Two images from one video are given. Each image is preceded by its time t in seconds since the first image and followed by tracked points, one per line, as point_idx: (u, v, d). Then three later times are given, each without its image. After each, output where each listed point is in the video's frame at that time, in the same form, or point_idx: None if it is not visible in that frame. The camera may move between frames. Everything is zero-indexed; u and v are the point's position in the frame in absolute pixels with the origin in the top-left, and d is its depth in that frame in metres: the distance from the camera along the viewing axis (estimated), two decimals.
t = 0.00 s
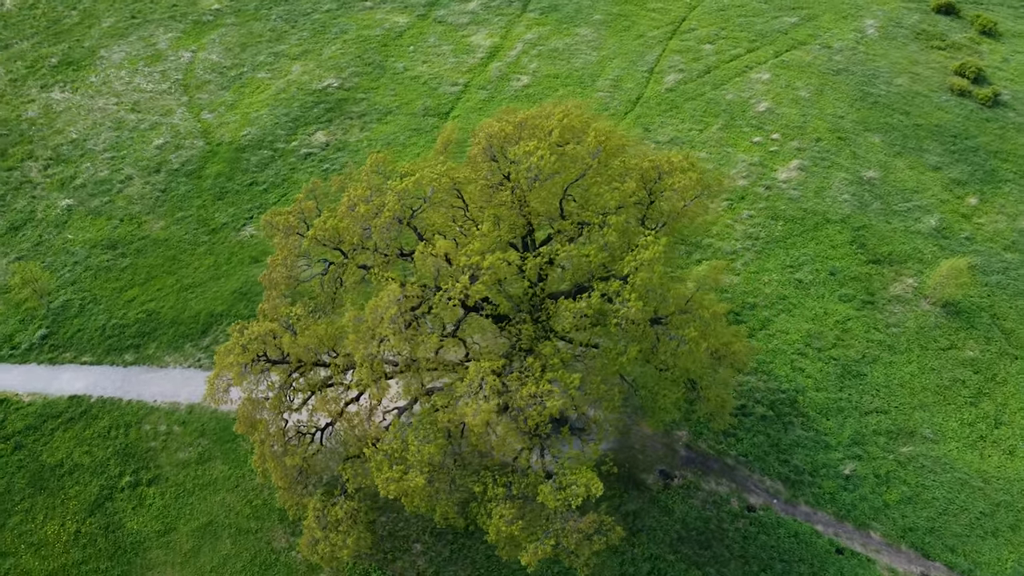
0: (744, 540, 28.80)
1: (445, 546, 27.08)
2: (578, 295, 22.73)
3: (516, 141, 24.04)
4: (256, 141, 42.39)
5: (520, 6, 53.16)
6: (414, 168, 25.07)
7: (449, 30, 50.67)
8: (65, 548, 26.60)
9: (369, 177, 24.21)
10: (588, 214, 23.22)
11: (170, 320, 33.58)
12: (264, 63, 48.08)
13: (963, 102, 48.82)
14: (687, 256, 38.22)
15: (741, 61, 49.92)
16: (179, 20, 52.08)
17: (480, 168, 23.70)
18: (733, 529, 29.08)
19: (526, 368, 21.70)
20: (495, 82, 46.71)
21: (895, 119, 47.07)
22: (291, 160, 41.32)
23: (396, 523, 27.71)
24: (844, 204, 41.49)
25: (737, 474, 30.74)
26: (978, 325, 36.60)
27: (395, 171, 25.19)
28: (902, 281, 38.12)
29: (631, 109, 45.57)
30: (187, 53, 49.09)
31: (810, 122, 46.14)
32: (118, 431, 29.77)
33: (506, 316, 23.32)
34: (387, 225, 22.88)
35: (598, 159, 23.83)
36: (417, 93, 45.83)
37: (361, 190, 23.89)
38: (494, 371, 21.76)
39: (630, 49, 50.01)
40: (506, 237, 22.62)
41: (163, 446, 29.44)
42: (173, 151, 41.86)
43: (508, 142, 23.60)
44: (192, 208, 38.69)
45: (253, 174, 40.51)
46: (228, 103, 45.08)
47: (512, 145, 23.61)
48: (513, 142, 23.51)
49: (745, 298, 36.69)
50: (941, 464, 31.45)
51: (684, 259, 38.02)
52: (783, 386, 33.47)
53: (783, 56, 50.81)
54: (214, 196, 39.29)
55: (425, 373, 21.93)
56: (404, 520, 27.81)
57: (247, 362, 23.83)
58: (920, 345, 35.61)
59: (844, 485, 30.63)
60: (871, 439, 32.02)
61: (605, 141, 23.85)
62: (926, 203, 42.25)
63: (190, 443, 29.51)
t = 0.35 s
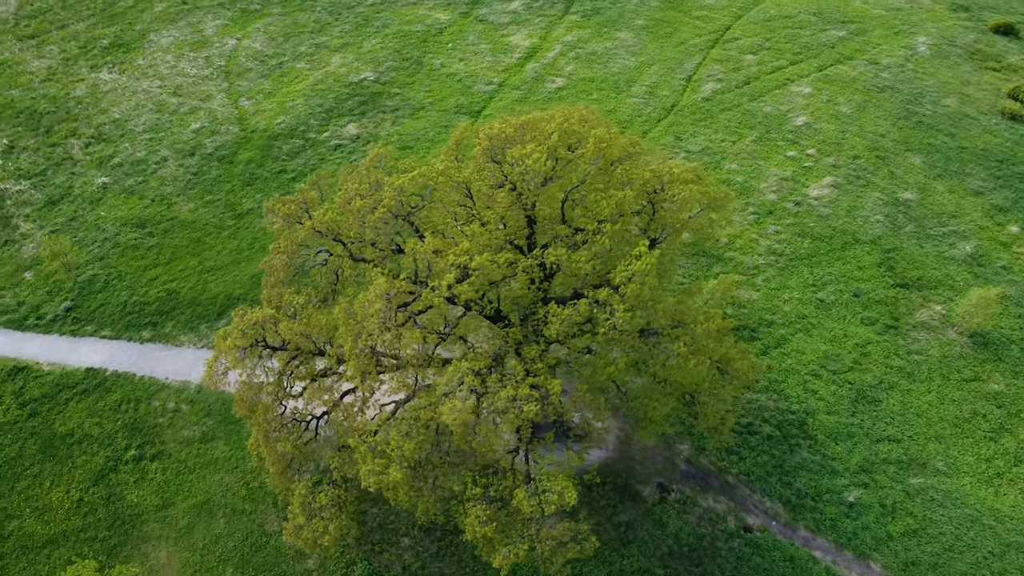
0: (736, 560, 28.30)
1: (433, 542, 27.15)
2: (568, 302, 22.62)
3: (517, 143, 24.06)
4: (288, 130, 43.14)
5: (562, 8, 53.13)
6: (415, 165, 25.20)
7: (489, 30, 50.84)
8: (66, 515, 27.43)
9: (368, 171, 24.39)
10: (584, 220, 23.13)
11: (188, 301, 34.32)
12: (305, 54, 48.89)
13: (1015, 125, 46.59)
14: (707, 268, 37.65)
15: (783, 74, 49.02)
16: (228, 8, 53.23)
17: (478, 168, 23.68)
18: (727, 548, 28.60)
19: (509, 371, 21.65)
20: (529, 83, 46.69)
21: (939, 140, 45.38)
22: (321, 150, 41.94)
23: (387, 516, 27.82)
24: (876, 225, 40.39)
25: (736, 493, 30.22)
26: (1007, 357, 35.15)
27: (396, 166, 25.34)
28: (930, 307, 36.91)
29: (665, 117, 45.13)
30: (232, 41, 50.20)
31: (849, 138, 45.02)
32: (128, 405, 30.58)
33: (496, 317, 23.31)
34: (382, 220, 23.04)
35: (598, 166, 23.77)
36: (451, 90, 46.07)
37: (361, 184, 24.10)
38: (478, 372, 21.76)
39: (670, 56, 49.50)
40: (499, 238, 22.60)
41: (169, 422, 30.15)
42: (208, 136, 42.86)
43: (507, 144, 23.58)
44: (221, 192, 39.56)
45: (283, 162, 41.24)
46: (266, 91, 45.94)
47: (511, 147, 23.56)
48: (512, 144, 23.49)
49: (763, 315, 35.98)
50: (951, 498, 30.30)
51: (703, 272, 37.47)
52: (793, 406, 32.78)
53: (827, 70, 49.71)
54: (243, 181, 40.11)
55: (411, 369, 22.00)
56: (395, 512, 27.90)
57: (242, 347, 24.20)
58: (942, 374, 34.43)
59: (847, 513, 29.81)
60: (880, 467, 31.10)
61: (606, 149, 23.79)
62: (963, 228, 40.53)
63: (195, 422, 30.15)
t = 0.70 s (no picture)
0: None
1: (423, 538, 27.26)
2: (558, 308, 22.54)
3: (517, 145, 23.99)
4: (318, 121, 43.73)
5: (601, 11, 52.91)
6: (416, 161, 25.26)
7: (525, 30, 50.86)
8: (71, 486, 28.19)
9: (368, 164, 24.38)
10: (579, 225, 23.01)
11: (206, 285, 34.85)
12: (342, 47, 49.50)
13: None
14: (725, 280, 37.07)
15: (821, 87, 48.06)
16: None
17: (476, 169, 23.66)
18: (719, 565, 28.17)
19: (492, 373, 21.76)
20: (561, 85, 46.55)
21: (979, 162, 43.75)
22: (348, 143, 42.41)
23: (380, 509, 28.02)
24: (904, 246, 39.30)
25: (734, 511, 29.73)
26: None
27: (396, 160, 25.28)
28: (954, 334, 35.72)
29: (695, 125, 44.62)
30: (272, 31, 51.08)
31: (884, 156, 43.88)
32: (139, 383, 31.28)
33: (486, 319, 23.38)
34: (378, 215, 22.91)
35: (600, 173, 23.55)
36: (482, 89, 46.19)
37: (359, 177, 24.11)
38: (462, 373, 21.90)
39: (706, 64, 48.90)
40: (493, 240, 22.59)
41: (177, 403, 30.75)
42: (240, 124, 43.65)
43: (506, 145, 23.53)
44: (247, 179, 40.25)
45: (310, 153, 41.79)
46: (300, 82, 46.64)
47: (509, 149, 23.50)
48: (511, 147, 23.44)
49: (778, 331, 35.31)
50: (958, 532, 29.29)
51: (720, 284, 36.89)
52: (801, 427, 32.12)
53: (868, 85, 48.56)
54: (270, 170, 40.78)
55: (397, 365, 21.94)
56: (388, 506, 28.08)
57: (240, 334, 24.61)
58: (960, 404, 33.29)
59: (847, 539, 29.06)
60: (885, 495, 30.25)
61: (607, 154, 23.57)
62: (997, 255, 39.04)
63: (201, 403, 30.71)
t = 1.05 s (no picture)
0: None
1: (412, 532, 27.37)
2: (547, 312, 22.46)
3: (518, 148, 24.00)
4: (352, 113, 44.27)
5: (645, 16, 52.46)
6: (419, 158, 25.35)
7: (566, 31, 50.72)
8: (79, 454, 29.08)
9: (370, 158, 24.47)
10: (574, 231, 22.88)
11: (227, 268, 35.56)
12: (382, 40, 50.06)
13: None
14: (744, 295, 36.40)
15: (864, 103, 46.79)
16: None
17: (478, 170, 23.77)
18: None
19: (475, 372, 21.70)
20: (596, 88, 46.26)
21: None
22: (379, 135, 42.84)
23: (372, 500, 28.21)
24: (936, 271, 37.96)
25: (730, 530, 29.16)
26: None
27: (397, 156, 25.36)
28: (980, 366, 34.37)
29: (728, 136, 43.92)
30: (317, 21, 51.91)
31: (924, 178, 42.44)
32: (153, 359, 32.10)
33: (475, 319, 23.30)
34: (375, 208, 22.93)
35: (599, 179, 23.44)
36: (517, 89, 46.19)
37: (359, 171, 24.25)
38: (444, 372, 21.83)
39: (747, 74, 48.07)
40: (486, 240, 22.53)
41: (187, 381, 31.46)
42: (276, 111, 44.43)
43: (507, 147, 23.62)
44: (277, 166, 40.96)
45: (341, 144, 42.31)
46: (338, 73, 47.31)
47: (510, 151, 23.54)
48: (511, 149, 23.52)
49: (794, 350, 34.52)
50: (963, 570, 28.12)
51: (739, 298, 36.23)
52: (808, 449, 31.40)
53: (914, 103, 47.03)
54: (300, 158, 41.43)
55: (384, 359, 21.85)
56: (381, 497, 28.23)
57: (241, 317, 25.00)
58: (979, 438, 32.02)
59: (844, 568, 28.17)
60: (890, 526, 29.28)
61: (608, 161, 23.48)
62: None
63: (211, 383, 31.35)
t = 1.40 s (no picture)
0: None
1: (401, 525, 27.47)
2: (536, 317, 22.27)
3: (517, 149, 23.90)
4: (383, 106, 44.65)
5: (685, 22, 51.87)
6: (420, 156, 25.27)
7: (603, 35, 50.45)
8: (87, 426, 29.87)
9: (371, 154, 24.49)
10: (568, 235, 22.70)
11: (246, 254, 36.15)
12: (419, 36, 50.49)
13: None
14: (761, 310, 35.75)
15: (904, 120, 45.48)
16: None
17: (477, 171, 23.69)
18: None
19: (458, 372, 21.91)
20: (628, 93, 45.90)
21: None
22: (407, 130, 43.15)
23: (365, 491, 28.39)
24: (964, 297, 36.65)
25: (724, 548, 28.60)
26: None
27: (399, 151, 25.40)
28: (1003, 398, 33.03)
29: (759, 147, 43.18)
30: (357, 15, 52.54)
31: (960, 200, 40.93)
32: (168, 338, 32.79)
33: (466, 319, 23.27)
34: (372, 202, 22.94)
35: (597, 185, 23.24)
36: (548, 90, 46.10)
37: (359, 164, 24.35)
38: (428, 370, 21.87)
39: (784, 86, 47.19)
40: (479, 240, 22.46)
41: (197, 361, 32.03)
42: (309, 102, 45.07)
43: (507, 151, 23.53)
44: (305, 156, 41.51)
45: (369, 137, 42.71)
46: (373, 67, 47.82)
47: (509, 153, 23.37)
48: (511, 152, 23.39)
49: (807, 370, 33.77)
50: None
51: (755, 313, 35.60)
52: (812, 472, 30.66)
53: (957, 123, 45.42)
54: (327, 149, 41.92)
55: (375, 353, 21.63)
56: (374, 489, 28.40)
57: (242, 303, 25.19)
58: (995, 472, 30.77)
59: None
60: (890, 557, 28.39)
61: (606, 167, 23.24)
62: None
63: (220, 365, 31.90)
